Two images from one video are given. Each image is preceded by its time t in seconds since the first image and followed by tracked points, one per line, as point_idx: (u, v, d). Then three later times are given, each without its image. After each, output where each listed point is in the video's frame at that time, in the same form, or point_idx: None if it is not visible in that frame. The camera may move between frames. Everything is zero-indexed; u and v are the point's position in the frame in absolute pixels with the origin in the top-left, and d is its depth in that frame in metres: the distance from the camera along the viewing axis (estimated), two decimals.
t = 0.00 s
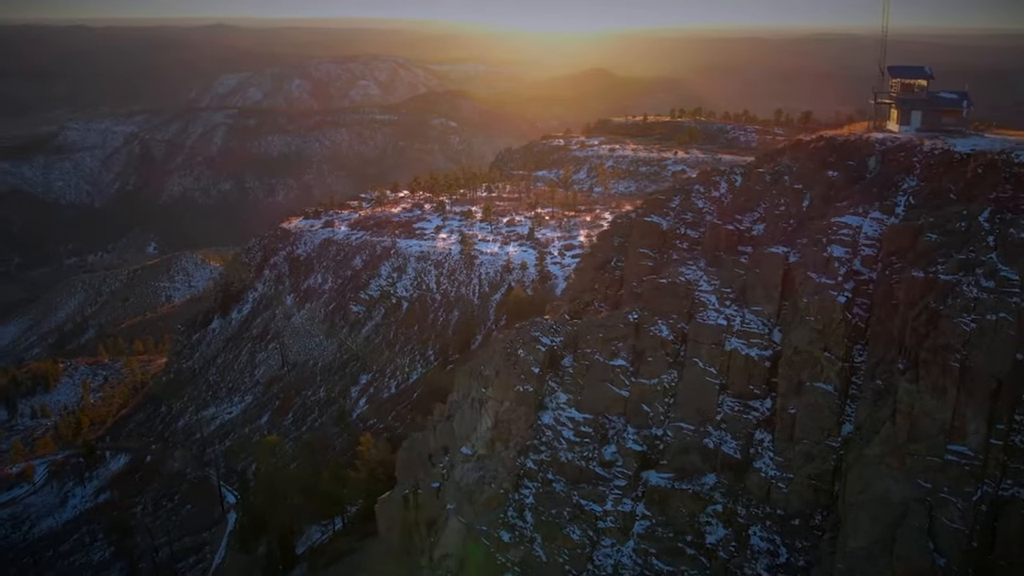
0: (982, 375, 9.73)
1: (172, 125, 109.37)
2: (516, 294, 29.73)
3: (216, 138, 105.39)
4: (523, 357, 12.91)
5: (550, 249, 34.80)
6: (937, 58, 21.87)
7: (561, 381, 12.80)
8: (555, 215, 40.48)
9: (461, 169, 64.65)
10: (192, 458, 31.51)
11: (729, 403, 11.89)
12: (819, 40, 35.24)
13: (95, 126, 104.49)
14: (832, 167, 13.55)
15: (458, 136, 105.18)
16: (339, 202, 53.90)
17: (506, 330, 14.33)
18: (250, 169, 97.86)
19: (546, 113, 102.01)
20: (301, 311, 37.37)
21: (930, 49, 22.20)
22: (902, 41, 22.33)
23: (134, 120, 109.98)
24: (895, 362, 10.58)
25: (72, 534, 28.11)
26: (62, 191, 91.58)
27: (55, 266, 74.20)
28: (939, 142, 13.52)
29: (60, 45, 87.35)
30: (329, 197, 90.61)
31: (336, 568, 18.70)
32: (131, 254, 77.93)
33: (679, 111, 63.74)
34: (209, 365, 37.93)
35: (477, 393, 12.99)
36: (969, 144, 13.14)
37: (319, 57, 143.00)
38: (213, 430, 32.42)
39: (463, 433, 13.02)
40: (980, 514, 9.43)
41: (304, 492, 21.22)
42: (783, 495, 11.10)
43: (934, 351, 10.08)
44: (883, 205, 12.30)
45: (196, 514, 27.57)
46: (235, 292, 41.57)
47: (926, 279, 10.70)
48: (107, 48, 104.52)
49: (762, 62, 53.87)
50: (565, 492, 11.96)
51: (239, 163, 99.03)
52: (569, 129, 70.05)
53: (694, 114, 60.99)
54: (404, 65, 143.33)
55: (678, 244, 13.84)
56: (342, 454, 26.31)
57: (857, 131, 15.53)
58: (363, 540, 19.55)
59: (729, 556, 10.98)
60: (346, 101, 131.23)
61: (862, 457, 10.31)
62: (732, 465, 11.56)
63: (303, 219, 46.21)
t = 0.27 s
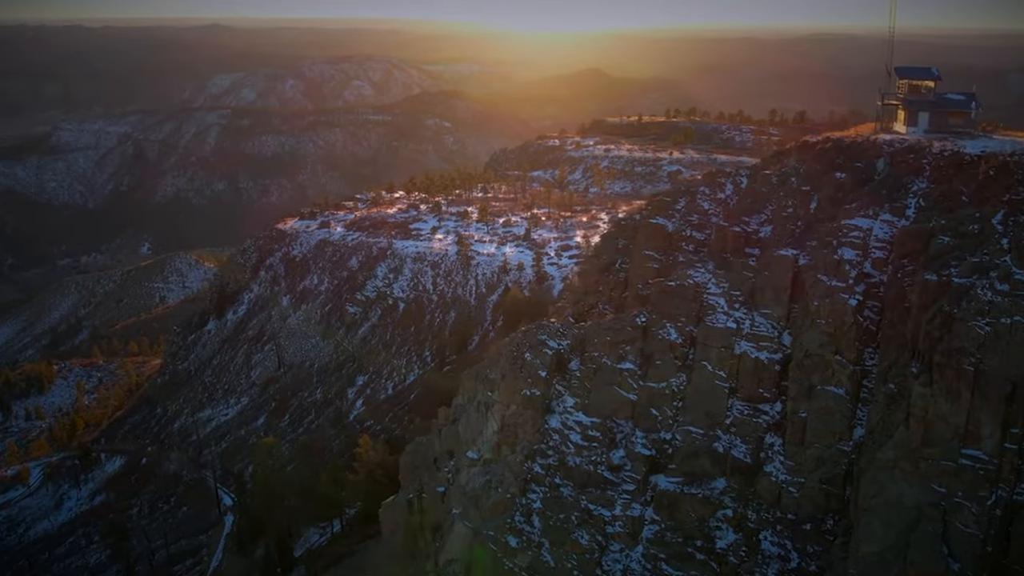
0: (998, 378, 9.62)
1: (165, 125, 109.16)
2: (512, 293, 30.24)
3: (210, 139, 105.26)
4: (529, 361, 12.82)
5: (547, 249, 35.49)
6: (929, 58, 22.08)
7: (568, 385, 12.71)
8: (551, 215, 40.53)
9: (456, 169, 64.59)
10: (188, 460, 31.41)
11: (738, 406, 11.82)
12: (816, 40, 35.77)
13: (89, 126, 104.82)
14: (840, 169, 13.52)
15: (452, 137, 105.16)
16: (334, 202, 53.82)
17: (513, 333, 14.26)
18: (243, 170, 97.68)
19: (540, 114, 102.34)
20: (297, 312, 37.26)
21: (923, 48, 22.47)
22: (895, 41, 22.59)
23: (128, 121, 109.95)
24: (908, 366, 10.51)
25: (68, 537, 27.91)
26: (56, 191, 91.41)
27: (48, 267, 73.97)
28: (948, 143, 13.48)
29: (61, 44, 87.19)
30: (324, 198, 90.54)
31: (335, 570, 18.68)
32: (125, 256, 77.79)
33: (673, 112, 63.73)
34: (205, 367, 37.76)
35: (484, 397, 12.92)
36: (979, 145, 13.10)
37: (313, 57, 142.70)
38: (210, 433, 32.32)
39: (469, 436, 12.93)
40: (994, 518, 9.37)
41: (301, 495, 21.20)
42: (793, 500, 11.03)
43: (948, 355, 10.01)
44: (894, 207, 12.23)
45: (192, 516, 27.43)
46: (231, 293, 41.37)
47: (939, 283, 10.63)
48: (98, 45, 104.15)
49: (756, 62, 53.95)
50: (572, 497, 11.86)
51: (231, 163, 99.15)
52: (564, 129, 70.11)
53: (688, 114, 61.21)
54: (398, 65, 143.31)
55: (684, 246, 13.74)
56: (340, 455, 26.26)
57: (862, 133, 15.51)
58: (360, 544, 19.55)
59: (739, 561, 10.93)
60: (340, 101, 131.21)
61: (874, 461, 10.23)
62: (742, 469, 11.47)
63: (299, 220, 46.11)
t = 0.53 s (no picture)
0: (1012, 382, 9.59)
1: (157, 125, 108.70)
2: (508, 294, 30.21)
3: (202, 139, 104.88)
4: (535, 364, 12.61)
5: (542, 249, 35.37)
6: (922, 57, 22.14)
7: (573, 388, 12.57)
8: (546, 216, 40.43)
9: (449, 170, 64.41)
10: (183, 462, 31.25)
11: (746, 410, 11.73)
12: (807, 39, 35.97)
13: (80, 127, 104.28)
14: (846, 171, 13.52)
15: (445, 136, 105.16)
16: (327, 203, 53.61)
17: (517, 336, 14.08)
18: (236, 170, 97.21)
19: (533, 115, 102.45)
20: (292, 313, 37.12)
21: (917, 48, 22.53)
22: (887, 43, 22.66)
23: (120, 121, 109.44)
24: (920, 369, 10.44)
25: (62, 540, 27.77)
26: (47, 192, 91.06)
27: (41, 267, 73.73)
28: (956, 143, 13.46)
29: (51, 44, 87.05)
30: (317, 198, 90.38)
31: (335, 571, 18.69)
32: (117, 256, 77.41)
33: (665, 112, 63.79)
34: (199, 369, 37.60)
35: (488, 401, 12.76)
36: (988, 146, 13.08)
37: (304, 57, 142.44)
38: (205, 434, 32.16)
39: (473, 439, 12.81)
40: (1008, 524, 9.32)
41: (297, 499, 21.02)
42: (803, 504, 10.97)
43: (961, 359, 9.95)
44: (903, 209, 12.15)
45: (187, 519, 27.34)
46: (225, 295, 41.14)
47: (952, 286, 10.56)
48: (89, 46, 103.68)
49: (747, 62, 54.07)
50: (579, 501, 11.74)
51: (222, 163, 98.85)
52: (557, 129, 70.07)
53: (682, 114, 61.30)
54: (389, 65, 143.28)
55: (688, 248, 13.71)
56: (336, 456, 26.19)
57: (868, 134, 15.47)
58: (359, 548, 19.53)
59: (749, 566, 10.96)
60: (333, 101, 130.99)
61: (886, 465, 10.15)
62: (751, 473, 11.39)
63: (293, 220, 45.90)
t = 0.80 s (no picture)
0: None
1: (148, 125, 108.23)
2: (502, 294, 30.08)
3: (193, 140, 104.47)
4: (539, 367, 12.60)
5: (535, 249, 35.28)
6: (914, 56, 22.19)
7: (578, 391, 12.51)
8: (540, 216, 40.35)
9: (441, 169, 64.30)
10: (176, 464, 31.00)
11: (753, 413, 11.68)
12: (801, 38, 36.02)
13: (70, 128, 103.70)
14: (852, 172, 13.58)
15: (436, 136, 105.14)
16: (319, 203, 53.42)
17: (521, 339, 14.01)
18: (227, 171, 96.82)
19: (524, 115, 102.65)
20: (285, 314, 36.96)
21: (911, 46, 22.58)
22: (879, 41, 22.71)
23: (110, 121, 108.92)
24: (931, 372, 10.38)
25: (55, 543, 27.55)
26: (37, 194, 90.60)
27: (31, 269, 73.29)
28: (963, 145, 13.49)
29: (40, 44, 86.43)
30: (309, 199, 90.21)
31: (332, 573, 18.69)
32: (107, 257, 77.07)
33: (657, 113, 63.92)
34: (192, 370, 37.42)
35: (492, 404, 12.66)
36: (994, 147, 13.11)
37: (295, 57, 142.12)
38: (199, 437, 31.98)
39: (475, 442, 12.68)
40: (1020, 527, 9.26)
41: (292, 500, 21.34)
42: (811, 507, 10.90)
43: (972, 362, 9.91)
44: (910, 211, 12.14)
45: (181, 521, 27.15)
46: (217, 296, 40.93)
47: (963, 288, 10.53)
48: (78, 45, 103.11)
49: (739, 62, 54.19)
50: (585, 505, 11.64)
51: (213, 163, 98.46)
52: (549, 129, 70.08)
53: (673, 114, 61.40)
54: (380, 65, 143.13)
55: (691, 249, 13.84)
56: (331, 458, 26.07)
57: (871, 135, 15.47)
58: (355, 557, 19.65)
59: (757, 570, 10.81)
60: (324, 101, 130.76)
61: (896, 468, 10.08)
62: (758, 476, 11.33)
63: (285, 221, 45.72)
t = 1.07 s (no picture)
0: None
1: (136, 126, 107.54)
2: (495, 295, 30.00)
3: (182, 141, 103.94)
4: (542, 370, 12.48)
5: (527, 250, 35.21)
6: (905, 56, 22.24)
7: (582, 395, 12.41)
8: (531, 217, 40.27)
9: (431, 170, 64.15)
10: (168, 466, 30.78)
11: (759, 416, 11.60)
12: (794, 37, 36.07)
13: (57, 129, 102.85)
14: (855, 173, 13.61)
15: (426, 137, 104.98)
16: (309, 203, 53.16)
17: (524, 342, 13.94)
18: (216, 171, 96.20)
19: (515, 116, 102.68)
20: (276, 316, 36.77)
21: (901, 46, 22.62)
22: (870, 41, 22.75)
23: (98, 122, 108.19)
24: (940, 375, 10.34)
25: (46, 547, 27.29)
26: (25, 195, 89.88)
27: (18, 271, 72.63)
28: (967, 147, 13.50)
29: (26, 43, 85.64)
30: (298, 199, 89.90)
31: None
32: (95, 259, 76.52)
33: (647, 113, 63.95)
34: (183, 372, 37.19)
35: (494, 407, 12.50)
36: (999, 149, 13.11)
37: (283, 57, 141.69)
38: (190, 439, 31.78)
39: (477, 445, 12.52)
40: None
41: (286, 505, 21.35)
42: (818, 511, 10.83)
43: (982, 365, 9.86)
44: (916, 212, 12.12)
45: (173, 524, 26.95)
46: (208, 298, 40.68)
47: (971, 291, 10.50)
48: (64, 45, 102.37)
49: (728, 62, 54.29)
50: (589, 510, 11.50)
51: (202, 163, 97.91)
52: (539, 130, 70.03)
53: (663, 114, 61.48)
54: (369, 66, 142.98)
55: (693, 251, 13.90)
56: (324, 460, 25.91)
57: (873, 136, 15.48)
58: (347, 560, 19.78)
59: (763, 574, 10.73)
60: (313, 102, 130.43)
61: (905, 472, 10.01)
62: (764, 480, 11.24)
63: (276, 222, 45.49)
